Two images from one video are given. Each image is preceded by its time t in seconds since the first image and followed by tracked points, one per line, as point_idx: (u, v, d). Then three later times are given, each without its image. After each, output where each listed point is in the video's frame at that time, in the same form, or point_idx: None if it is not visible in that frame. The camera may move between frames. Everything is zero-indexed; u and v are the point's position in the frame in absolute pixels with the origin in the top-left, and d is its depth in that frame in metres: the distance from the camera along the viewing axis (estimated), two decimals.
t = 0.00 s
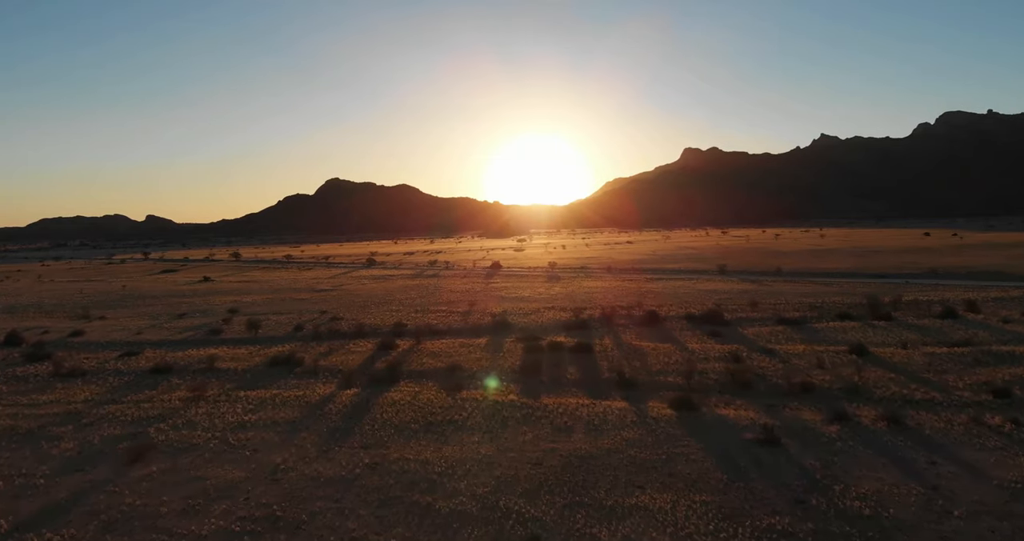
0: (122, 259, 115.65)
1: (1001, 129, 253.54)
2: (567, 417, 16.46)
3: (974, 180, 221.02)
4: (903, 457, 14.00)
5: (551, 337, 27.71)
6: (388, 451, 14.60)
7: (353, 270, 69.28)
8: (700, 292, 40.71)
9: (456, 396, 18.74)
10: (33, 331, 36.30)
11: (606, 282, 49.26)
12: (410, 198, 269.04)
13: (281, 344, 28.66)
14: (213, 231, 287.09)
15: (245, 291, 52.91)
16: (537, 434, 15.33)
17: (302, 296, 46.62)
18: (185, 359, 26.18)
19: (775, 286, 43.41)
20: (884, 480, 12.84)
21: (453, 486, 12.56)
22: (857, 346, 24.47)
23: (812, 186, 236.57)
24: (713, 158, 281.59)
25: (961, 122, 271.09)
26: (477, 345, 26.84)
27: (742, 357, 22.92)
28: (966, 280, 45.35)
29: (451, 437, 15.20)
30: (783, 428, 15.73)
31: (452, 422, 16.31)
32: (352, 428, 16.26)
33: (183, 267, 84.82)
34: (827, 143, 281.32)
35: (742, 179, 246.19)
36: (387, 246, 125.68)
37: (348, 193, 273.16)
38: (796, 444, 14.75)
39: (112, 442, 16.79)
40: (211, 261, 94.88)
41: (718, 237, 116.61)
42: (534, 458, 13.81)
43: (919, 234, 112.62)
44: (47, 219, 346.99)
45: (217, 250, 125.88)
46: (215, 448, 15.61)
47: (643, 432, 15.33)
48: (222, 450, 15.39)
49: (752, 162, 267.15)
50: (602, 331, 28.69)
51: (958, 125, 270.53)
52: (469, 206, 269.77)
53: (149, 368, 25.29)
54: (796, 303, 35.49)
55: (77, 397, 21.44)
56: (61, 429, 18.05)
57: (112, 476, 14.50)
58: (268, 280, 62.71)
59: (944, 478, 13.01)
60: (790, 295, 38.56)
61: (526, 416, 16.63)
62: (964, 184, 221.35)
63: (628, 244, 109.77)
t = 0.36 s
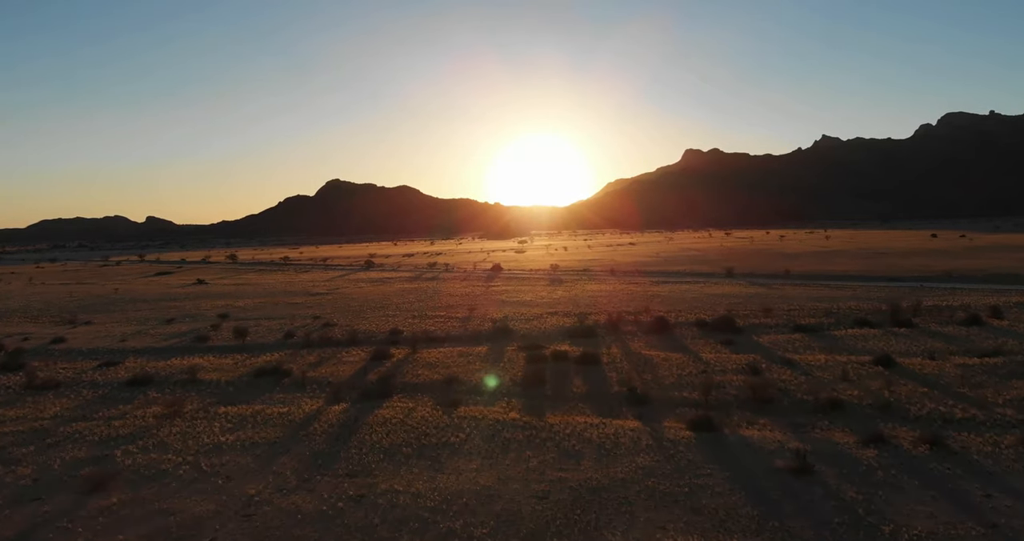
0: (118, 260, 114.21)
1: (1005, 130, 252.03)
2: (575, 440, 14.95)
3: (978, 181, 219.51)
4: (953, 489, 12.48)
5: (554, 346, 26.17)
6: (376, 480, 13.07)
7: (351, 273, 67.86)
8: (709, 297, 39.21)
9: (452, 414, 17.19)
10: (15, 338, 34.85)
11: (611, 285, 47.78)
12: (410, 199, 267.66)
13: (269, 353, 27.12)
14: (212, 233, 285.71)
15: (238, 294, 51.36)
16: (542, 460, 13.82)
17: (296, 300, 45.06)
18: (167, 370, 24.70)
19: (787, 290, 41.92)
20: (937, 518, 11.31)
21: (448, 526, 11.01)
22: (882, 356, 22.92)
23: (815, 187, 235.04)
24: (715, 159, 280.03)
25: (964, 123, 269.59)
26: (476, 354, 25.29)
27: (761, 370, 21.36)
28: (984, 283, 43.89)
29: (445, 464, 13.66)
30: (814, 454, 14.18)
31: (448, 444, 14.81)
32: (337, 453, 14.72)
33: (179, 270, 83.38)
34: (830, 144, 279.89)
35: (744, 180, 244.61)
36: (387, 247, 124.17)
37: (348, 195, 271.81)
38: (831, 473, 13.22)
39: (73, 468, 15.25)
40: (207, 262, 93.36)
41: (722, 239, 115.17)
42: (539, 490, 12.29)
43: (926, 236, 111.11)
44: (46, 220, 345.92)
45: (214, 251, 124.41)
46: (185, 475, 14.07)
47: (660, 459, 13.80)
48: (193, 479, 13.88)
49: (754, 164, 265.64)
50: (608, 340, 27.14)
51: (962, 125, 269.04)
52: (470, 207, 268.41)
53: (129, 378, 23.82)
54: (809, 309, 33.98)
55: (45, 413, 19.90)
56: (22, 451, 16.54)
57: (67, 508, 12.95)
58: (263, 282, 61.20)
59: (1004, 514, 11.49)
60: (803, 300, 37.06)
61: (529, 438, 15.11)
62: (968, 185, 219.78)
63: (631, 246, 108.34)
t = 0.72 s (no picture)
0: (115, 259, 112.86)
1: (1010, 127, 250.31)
2: (583, 458, 13.68)
3: (982, 179, 217.79)
4: (1006, 518, 11.22)
5: (558, 350, 24.85)
6: (364, 507, 11.79)
7: (349, 272, 66.56)
8: (718, 298, 37.87)
9: (449, 428, 15.85)
10: None
11: (615, 285, 46.46)
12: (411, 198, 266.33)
13: (258, 358, 25.76)
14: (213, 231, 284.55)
15: (233, 294, 50.06)
16: (548, 482, 12.54)
17: (291, 301, 43.75)
18: (150, 377, 23.40)
19: (798, 291, 40.56)
20: None
21: None
22: (907, 363, 21.58)
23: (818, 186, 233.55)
24: (717, 157, 278.49)
25: (968, 121, 267.90)
26: (477, 359, 23.95)
27: (779, 378, 20.03)
28: (1001, 283, 42.49)
29: (441, 488, 12.38)
30: (849, 478, 12.87)
31: (445, 464, 13.53)
32: (321, 474, 13.39)
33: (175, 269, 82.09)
34: (833, 142, 278.34)
35: (747, 178, 243.19)
36: (387, 246, 122.87)
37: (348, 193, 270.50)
38: (867, 498, 11.96)
39: (36, 489, 13.99)
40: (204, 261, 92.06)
41: (726, 238, 113.42)
42: (545, 520, 11.01)
43: (933, 234, 109.34)
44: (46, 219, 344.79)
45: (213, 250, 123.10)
46: (155, 500, 12.79)
47: (677, 482, 12.52)
48: (163, 505, 12.59)
49: (757, 162, 264.18)
50: (614, 344, 25.81)
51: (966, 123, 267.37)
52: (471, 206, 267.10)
53: (109, 386, 22.53)
54: (824, 311, 32.62)
55: (15, 424, 18.61)
56: None
57: (20, 536, 11.70)
58: (259, 282, 59.87)
59: None
60: (816, 302, 35.71)
61: (533, 457, 13.81)
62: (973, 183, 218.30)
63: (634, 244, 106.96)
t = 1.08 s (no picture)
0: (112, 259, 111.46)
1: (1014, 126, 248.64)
2: (595, 485, 12.27)
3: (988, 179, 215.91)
4: None
5: (563, 357, 23.41)
6: None
7: (347, 273, 65.16)
8: (728, 301, 36.45)
9: (446, 449, 14.42)
10: None
11: (620, 287, 45.04)
12: (412, 198, 264.97)
13: (245, 366, 24.35)
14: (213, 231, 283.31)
15: (226, 296, 48.67)
16: (556, 515, 11.14)
17: (286, 303, 42.34)
18: (128, 387, 21.98)
19: (809, 293, 39.14)
20: None
21: None
22: (939, 373, 20.12)
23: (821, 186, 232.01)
24: (720, 156, 276.86)
25: (972, 120, 266.07)
26: (477, 367, 22.53)
27: (803, 391, 18.59)
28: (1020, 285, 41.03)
29: (434, 523, 10.97)
30: (894, 510, 11.46)
31: (440, 492, 12.11)
32: (301, 503, 12.01)
33: (170, 269, 80.66)
34: (836, 142, 276.82)
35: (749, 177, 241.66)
36: (387, 246, 121.47)
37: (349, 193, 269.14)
38: (920, 534, 10.55)
39: None
40: (201, 261, 90.64)
41: (730, 238, 111.79)
42: None
43: (940, 235, 107.61)
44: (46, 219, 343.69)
45: (210, 250, 121.75)
46: (113, 536, 11.39)
47: (702, 515, 11.12)
48: None
49: (760, 161, 262.66)
50: (623, 351, 24.37)
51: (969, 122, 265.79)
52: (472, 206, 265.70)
53: (84, 397, 21.12)
54: (840, 315, 31.15)
55: None
56: None
57: None
58: (255, 283, 58.44)
59: None
60: (830, 305, 34.26)
61: (541, 483, 12.40)
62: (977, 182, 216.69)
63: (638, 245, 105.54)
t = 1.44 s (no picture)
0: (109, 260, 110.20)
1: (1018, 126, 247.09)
2: (608, 518, 10.91)
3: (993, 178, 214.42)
4: None
5: (568, 365, 21.98)
6: None
7: (345, 274, 63.84)
8: (738, 304, 35.08)
9: (441, 473, 13.04)
10: None
11: (625, 289, 43.68)
12: (413, 197, 263.68)
13: (231, 374, 22.93)
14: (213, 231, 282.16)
15: (220, 298, 47.28)
16: None
17: (281, 306, 40.96)
18: (105, 398, 20.63)
19: (822, 296, 37.78)
20: None
21: None
22: (973, 385, 18.71)
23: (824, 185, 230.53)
24: (722, 156, 275.31)
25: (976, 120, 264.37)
26: (476, 376, 21.06)
27: (829, 405, 17.18)
28: None
29: None
30: None
31: (433, 527, 10.76)
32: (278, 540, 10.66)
33: (166, 270, 79.35)
34: (839, 141, 275.44)
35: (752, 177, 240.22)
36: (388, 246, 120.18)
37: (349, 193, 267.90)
38: None
39: None
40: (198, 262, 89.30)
41: (734, 238, 110.39)
42: None
43: (948, 235, 106.18)
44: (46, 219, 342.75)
45: (209, 250, 120.45)
46: None
47: None
48: None
49: (762, 161, 261.22)
50: (632, 358, 22.91)
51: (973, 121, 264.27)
52: (473, 206, 264.42)
53: (57, 409, 19.76)
54: (858, 320, 29.71)
55: None
56: None
57: None
58: (250, 284, 57.05)
59: None
60: (845, 309, 32.88)
61: (548, 516, 11.04)
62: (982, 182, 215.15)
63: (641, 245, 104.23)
